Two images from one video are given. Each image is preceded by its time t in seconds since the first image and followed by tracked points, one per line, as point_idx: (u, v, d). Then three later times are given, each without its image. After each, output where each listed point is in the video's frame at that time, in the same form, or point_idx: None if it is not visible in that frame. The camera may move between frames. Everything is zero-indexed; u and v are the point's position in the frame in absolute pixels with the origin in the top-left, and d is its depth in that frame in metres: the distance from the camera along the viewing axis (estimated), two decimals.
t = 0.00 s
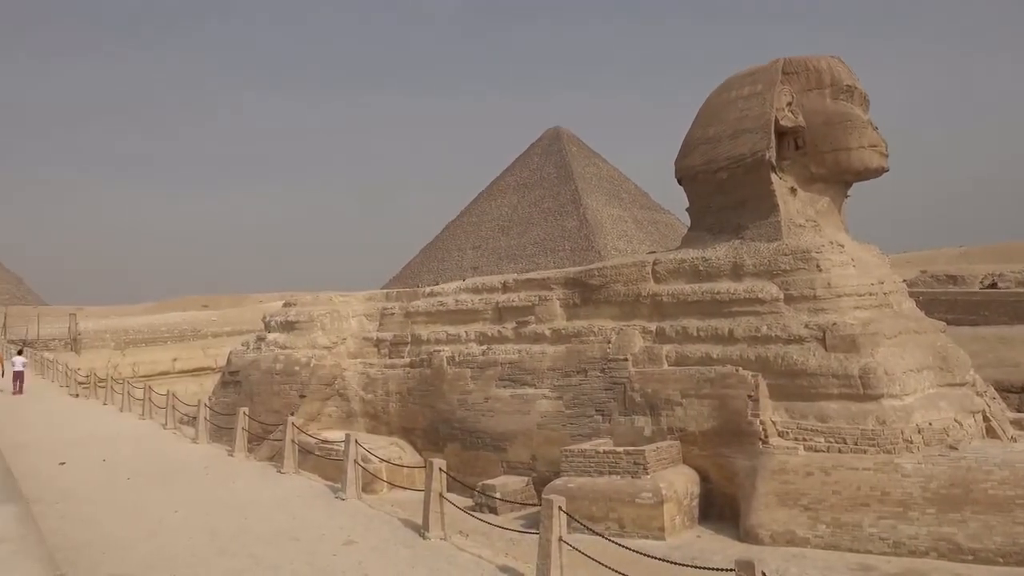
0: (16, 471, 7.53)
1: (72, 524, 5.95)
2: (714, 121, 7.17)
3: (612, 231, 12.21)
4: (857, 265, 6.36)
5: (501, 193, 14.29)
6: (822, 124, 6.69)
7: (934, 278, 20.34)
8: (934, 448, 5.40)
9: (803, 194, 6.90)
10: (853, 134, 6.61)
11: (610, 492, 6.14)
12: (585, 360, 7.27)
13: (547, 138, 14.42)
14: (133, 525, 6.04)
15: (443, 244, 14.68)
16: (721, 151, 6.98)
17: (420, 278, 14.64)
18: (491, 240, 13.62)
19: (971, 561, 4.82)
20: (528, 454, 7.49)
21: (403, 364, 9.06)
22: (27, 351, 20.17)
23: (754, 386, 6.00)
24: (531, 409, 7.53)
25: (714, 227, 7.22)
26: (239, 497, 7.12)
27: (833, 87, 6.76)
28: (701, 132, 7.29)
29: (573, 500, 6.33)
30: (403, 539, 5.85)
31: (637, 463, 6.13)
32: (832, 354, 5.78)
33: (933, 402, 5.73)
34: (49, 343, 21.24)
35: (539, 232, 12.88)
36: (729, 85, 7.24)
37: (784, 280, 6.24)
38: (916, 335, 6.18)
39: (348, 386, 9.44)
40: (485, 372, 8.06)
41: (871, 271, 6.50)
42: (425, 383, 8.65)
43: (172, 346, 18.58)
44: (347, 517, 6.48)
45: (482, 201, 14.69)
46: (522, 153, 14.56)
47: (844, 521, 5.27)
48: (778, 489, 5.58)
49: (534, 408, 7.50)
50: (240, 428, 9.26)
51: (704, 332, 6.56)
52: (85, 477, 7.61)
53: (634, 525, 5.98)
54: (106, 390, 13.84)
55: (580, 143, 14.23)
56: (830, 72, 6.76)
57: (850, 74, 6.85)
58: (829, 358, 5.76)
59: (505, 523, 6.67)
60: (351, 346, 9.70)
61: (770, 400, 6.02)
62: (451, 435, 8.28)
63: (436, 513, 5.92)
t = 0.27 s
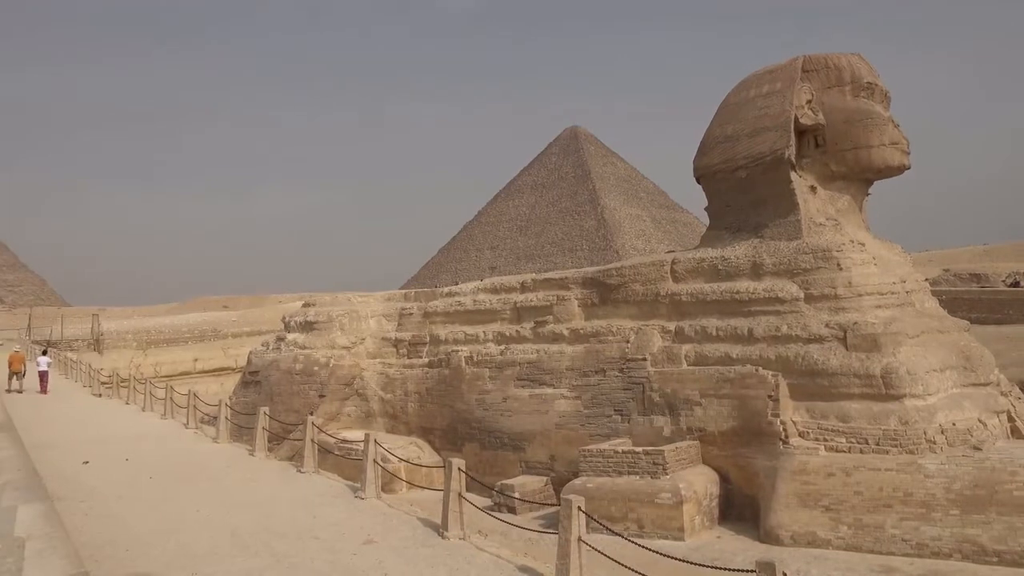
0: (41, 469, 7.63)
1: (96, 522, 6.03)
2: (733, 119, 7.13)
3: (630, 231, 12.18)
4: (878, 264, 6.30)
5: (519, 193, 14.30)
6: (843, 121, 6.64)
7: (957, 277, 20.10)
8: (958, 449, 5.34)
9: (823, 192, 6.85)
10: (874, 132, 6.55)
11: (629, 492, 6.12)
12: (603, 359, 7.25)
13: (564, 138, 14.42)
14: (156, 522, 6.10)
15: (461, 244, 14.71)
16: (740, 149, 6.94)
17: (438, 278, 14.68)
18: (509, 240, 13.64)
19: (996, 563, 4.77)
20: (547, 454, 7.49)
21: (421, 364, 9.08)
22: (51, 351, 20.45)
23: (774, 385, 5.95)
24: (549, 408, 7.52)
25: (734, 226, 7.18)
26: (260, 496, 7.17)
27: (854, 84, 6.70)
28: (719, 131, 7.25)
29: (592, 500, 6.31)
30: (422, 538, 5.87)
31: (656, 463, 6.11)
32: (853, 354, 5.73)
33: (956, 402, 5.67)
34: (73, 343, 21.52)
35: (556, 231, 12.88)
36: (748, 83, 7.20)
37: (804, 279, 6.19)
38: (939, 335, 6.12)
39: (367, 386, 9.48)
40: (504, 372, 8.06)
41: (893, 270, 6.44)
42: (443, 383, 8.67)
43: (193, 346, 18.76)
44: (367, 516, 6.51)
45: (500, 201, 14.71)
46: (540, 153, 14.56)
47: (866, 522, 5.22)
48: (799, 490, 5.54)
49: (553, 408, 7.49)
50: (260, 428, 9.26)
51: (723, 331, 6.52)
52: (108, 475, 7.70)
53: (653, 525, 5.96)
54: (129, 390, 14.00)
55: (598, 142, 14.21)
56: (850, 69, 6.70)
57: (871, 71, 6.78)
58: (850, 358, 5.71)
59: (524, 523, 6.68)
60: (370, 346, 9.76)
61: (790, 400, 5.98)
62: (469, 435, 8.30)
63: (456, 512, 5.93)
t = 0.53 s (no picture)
0: (66, 467, 7.73)
1: (120, 520, 6.09)
2: (752, 118, 7.09)
3: (649, 230, 12.15)
4: (901, 262, 6.23)
5: (537, 193, 14.31)
6: (864, 119, 6.57)
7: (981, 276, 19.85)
8: (982, 449, 5.28)
9: (844, 190, 6.79)
10: (896, 129, 6.48)
11: (648, 493, 6.09)
12: (622, 359, 7.23)
13: (583, 137, 14.39)
14: (178, 521, 6.15)
15: (480, 244, 14.74)
16: (760, 148, 6.89)
17: (456, 278, 14.71)
18: (527, 240, 13.64)
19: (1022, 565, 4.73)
20: (566, 454, 7.48)
21: (440, 364, 9.10)
22: (75, 351, 20.70)
23: (795, 386, 5.91)
24: (568, 408, 7.51)
25: (753, 225, 7.13)
26: (280, 495, 7.21)
27: (876, 82, 6.64)
28: (739, 130, 7.21)
29: (611, 501, 6.30)
30: (442, 538, 5.88)
31: (675, 463, 6.09)
32: (875, 354, 5.67)
33: (980, 403, 5.61)
34: (97, 343, 21.78)
35: (575, 231, 12.87)
36: (767, 81, 7.15)
37: (825, 278, 6.14)
38: (963, 334, 6.05)
39: (386, 386, 9.52)
40: (522, 371, 8.06)
41: (915, 269, 6.37)
42: (462, 383, 8.69)
43: (214, 346, 18.92)
44: (387, 516, 6.53)
45: (518, 201, 14.73)
46: (558, 153, 14.56)
47: (889, 524, 5.17)
48: (820, 491, 5.49)
49: (572, 408, 7.48)
50: (280, 428, 9.29)
51: (743, 331, 6.48)
52: (131, 474, 7.78)
53: (672, 526, 5.94)
54: (151, 390, 14.14)
55: (616, 142, 14.18)
56: (872, 66, 6.64)
57: (892, 67, 6.72)
58: (872, 358, 5.65)
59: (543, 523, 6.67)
60: (389, 346, 9.81)
61: (811, 400, 5.93)
62: (488, 434, 8.31)
63: (475, 512, 5.93)
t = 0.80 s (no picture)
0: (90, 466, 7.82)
1: (143, 518, 6.15)
2: (773, 116, 7.04)
3: (668, 229, 12.10)
4: (924, 262, 6.16)
5: (556, 192, 14.30)
6: (886, 116, 6.51)
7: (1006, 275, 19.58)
8: (1008, 451, 5.20)
9: (866, 189, 6.72)
10: (919, 126, 6.41)
11: (668, 493, 6.07)
12: (641, 359, 7.20)
13: (602, 136, 14.36)
14: (200, 519, 6.21)
15: (499, 244, 14.76)
16: (781, 146, 6.84)
17: (475, 278, 14.74)
18: (545, 239, 13.64)
19: None
20: (585, 454, 7.46)
21: (459, 364, 9.12)
22: (98, 350, 20.94)
23: (816, 386, 5.86)
24: (587, 408, 7.50)
25: (774, 224, 7.08)
26: (301, 494, 7.26)
27: (898, 79, 6.57)
28: (759, 128, 7.17)
29: (631, 501, 6.27)
30: (461, 537, 5.89)
31: (695, 464, 6.06)
32: (898, 354, 5.61)
33: (1006, 403, 5.53)
34: (120, 343, 22.03)
35: (594, 231, 12.85)
36: (788, 79, 7.10)
37: (847, 278, 6.08)
38: (988, 334, 5.97)
39: (405, 385, 9.55)
40: (541, 371, 8.06)
41: (939, 268, 6.29)
42: (481, 383, 8.70)
43: (236, 346, 19.08)
44: (406, 515, 6.55)
45: (537, 201, 14.73)
46: (577, 152, 14.54)
47: (912, 526, 5.11)
48: (842, 492, 5.44)
49: (590, 408, 7.46)
50: (301, 427, 9.33)
51: (764, 330, 6.44)
52: (154, 473, 7.85)
53: (692, 526, 5.91)
54: (173, 389, 14.29)
55: (634, 140, 14.13)
56: (895, 63, 6.57)
57: (915, 64, 6.64)
58: (895, 358, 5.59)
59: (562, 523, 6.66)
60: (408, 346, 9.85)
61: (833, 401, 5.88)
62: (507, 434, 8.31)
63: (494, 512, 5.93)
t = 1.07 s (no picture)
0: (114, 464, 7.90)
1: (167, 516, 6.22)
2: (794, 114, 6.99)
3: (688, 228, 12.04)
4: (949, 260, 6.08)
5: (574, 192, 14.28)
6: (910, 114, 6.44)
7: None
8: None
9: (889, 187, 6.65)
10: (944, 124, 6.33)
11: (688, 494, 6.03)
12: (661, 359, 7.17)
13: (621, 135, 14.31)
14: (222, 517, 6.26)
15: (518, 244, 14.76)
16: (802, 145, 6.79)
17: (494, 278, 14.75)
18: (564, 239, 13.63)
19: None
20: (604, 454, 7.44)
21: (478, 364, 9.13)
22: (121, 350, 21.18)
23: (838, 386, 5.80)
24: (606, 408, 7.48)
25: (795, 223, 7.03)
26: (322, 493, 7.29)
27: (922, 75, 6.49)
28: (780, 126, 7.12)
29: (650, 501, 6.25)
30: (481, 537, 5.89)
31: (716, 464, 6.02)
32: (921, 354, 5.55)
33: None
34: (143, 343, 22.27)
35: (613, 230, 12.81)
36: (809, 77, 7.04)
37: (870, 277, 6.02)
38: (1014, 334, 5.89)
39: (424, 385, 9.58)
40: (560, 371, 8.05)
41: (963, 267, 6.21)
42: (500, 382, 8.70)
43: (256, 346, 19.23)
44: (426, 514, 6.56)
45: (555, 201, 14.72)
46: (596, 152, 14.51)
47: (936, 528, 5.06)
48: (865, 493, 5.39)
49: (610, 408, 7.44)
50: (321, 426, 9.37)
51: (785, 330, 6.39)
52: (177, 471, 7.93)
53: (713, 527, 5.87)
54: (195, 388, 14.42)
55: (653, 139, 14.08)
56: (918, 60, 6.49)
57: (939, 61, 6.56)
58: (919, 358, 5.53)
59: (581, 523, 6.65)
60: (427, 345, 9.88)
61: (855, 401, 5.82)
62: (526, 434, 8.32)
63: (514, 512, 5.93)
